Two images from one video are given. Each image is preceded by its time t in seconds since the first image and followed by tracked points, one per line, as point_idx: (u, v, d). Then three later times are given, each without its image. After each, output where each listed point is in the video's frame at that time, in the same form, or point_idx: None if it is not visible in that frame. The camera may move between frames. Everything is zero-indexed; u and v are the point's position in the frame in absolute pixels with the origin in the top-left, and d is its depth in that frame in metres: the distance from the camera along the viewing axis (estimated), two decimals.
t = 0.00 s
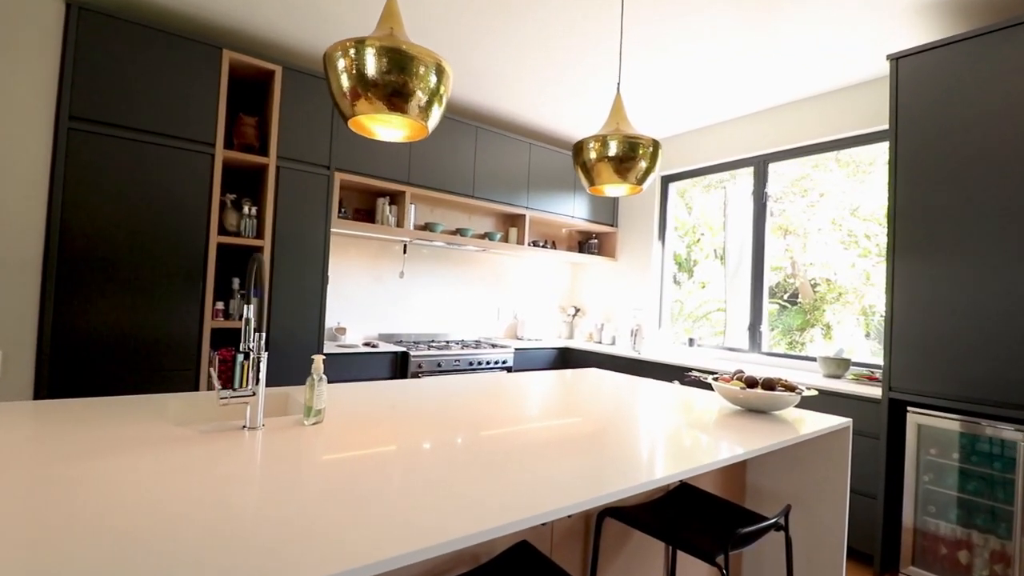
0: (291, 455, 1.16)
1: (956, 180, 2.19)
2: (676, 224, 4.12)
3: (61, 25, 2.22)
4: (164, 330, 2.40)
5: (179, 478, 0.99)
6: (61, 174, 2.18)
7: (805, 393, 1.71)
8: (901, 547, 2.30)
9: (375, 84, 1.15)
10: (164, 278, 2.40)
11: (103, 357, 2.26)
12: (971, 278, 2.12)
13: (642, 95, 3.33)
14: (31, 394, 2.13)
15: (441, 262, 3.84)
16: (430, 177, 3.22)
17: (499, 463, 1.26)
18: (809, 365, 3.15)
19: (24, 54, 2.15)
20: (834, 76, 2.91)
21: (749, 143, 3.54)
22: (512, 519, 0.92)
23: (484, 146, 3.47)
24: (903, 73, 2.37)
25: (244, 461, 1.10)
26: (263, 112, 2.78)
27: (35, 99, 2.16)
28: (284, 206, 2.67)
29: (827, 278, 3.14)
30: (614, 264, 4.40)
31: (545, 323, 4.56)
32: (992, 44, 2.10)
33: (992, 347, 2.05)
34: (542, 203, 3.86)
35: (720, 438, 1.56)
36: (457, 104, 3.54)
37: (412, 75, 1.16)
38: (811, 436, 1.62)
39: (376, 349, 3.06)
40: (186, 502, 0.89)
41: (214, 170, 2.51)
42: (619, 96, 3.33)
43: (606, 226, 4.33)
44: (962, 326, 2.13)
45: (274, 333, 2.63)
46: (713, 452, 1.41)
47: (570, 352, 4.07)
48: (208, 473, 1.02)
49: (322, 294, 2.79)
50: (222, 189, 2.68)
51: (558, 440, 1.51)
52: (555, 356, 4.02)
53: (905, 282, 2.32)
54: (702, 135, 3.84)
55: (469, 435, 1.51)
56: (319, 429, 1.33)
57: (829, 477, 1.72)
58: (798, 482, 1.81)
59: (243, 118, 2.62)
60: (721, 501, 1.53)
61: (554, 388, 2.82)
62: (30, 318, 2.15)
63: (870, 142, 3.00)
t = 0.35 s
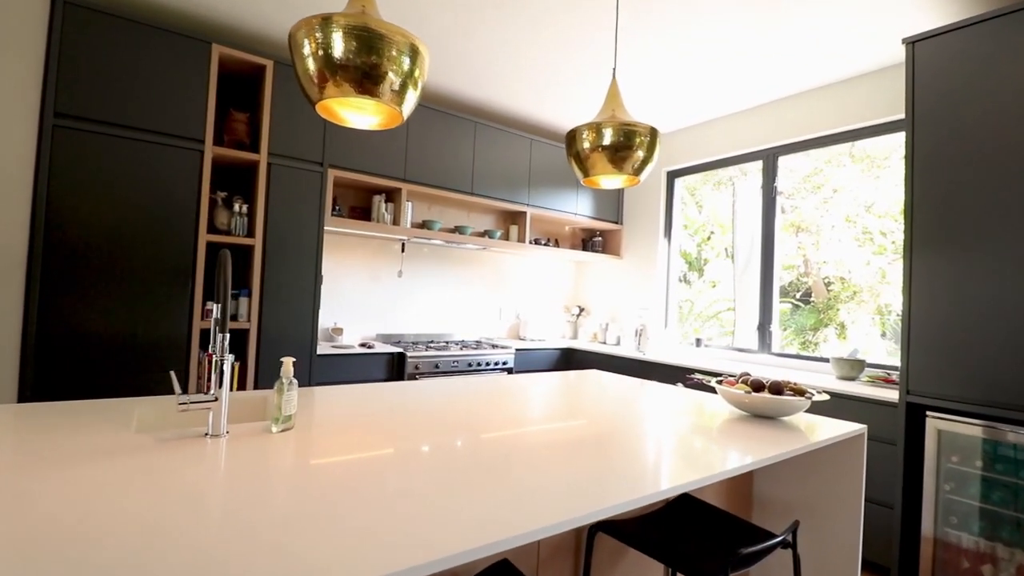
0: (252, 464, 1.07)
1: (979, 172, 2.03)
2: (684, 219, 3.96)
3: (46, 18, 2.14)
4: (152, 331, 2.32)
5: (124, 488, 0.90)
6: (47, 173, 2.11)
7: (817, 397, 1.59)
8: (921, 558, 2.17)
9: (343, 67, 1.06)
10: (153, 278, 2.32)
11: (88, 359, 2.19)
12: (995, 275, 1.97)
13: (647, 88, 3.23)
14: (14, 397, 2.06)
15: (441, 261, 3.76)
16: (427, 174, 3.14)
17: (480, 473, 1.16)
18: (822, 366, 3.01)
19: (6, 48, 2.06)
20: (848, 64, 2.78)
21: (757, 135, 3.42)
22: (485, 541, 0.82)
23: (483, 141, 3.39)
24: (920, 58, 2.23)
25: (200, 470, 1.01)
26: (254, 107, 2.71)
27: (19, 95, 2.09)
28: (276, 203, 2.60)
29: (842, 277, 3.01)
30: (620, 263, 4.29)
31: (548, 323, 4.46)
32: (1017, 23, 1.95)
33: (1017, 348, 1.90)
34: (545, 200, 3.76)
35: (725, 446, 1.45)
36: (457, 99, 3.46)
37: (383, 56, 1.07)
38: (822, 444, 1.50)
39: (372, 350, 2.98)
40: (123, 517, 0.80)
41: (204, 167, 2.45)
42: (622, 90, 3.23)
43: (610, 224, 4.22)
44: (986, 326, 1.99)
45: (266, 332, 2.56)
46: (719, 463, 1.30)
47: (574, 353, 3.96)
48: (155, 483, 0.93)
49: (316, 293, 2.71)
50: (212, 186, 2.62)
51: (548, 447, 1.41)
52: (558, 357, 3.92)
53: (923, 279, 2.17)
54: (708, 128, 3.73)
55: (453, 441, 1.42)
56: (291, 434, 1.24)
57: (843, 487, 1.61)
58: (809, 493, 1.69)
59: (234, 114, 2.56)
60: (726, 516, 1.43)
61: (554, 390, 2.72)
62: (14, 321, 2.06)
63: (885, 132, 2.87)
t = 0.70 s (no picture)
0: (205, 480, 0.99)
1: (1004, 159, 1.89)
2: (695, 216, 3.82)
3: (28, 14, 2.09)
4: (140, 336, 2.26)
5: (59, 508, 0.82)
6: (30, 175, 2.05)
7: (830, 405, 1.47)
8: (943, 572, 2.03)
9: (297, 50, 0.97)
10: (141, 283, 2.27)
11: (75, 364, 2.14)
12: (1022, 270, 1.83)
13: (650, 79, 3.11)
14: None
15: (441, 261, 3.68)
16: (424, 172, 3.06)
17: (455, 490, 1.06)
18: (837, 367, 2.87)
19: None
20: (861, 48, 2.63)
21: (766, 126, 3.28)
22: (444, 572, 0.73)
23: (482, 137, 3.30)
24: (938, 38, 2.09)
25: (148, 486, 0.93)
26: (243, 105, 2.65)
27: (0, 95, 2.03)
28: (266, 203, 2.54)
29: (859, 273, 2.86)
30: (626, 261, 4.18)
31: (553, 324, 4.36)
32: None
33: None
34: (547, 197, 3.67)
35: (726, 458, 1.34)
36: (454, 94, 3.37)
37: (343, 38, 0.99)
38: (835, 455, 1.39)
39: (367, 353, 2.91)
40: (45, 542, 0.72)
41: (192, 167, 2.39)
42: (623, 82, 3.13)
43: (615, 221, 4.11)
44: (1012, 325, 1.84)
45: (258, 335, 2.50)
46: (721, 477, 1.19)
47: (579, 354, 3.86)
48: (90, 504, 0.85)
49: (309, 295, 2.65)
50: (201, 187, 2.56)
51: (534, 460, 1.31)
52: (561, 358, 3.82)
53: (943, 275, 2.03)
54: (716, 120, 3.59)
55: (432, 453, 1.32)
56: (257, 444, 1.16)
57: (856, 501, 1.50)
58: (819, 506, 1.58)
59: (223, 113, 2.51)
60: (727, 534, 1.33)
61: (553, 393, 2.62)
62: None
63: (901, 120, 2.72)
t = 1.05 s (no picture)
0: (150, 497, 0.92)
1: None
2: (707, 214, 3.65)
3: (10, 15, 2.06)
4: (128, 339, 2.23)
5: None
6: (13, 177, 2.02)
7: (834, 413, 1.36)
8: None
9: (243, 35, 0.91)
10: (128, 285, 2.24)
11: (62, 369, 2.11)
12: None
13: (651, 71, 2.99)
14: None
15: (440, 261, 3.61)
16: (418, 170, 2.99)
17: (418, 508, 0.98)
18: (850, 368, 2.73)
19: None
20: (874, 32, 2.49)
21: (774, 117, 3.16)
22: None
23: (479, 134, 3.22)
24: (955, 17, 1.95)
25: (85, 505, 0.87)
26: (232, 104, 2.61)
27: None
28: (255, 203, 2.49)
29: (875, 270, 2.71)
30: (631, 259, 4.07)
31: (556, 324, 4.27)
32: None
33: None
34: (547, 194, 3.57)
35: (720, 470, 1.24)
36: (451, 90, 3.29)
37: (292, 20, 0.91)
38: (839, 468, 1.28)
39: (362, 355, 2.84)
40: None
41: (179, 168, 2.35)
42: (623, 75, 3.02)
43: (619, 218, 4.00)
44: None
45: (247, 338, 2.45)
46: (712, 493, 1.09)
47: (582, 355, 3.76)
48: (17, 526, 0.79)
49: (300, 296, 2.60)
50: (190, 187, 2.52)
51: (513, 472, 1.23)
52: (564, 359, 3.72)
53: (962, 271, 1.90)
54: (722, 112, 3.47)
55: (405, 465, 1.24)
56: (215, 456, 1.10)
57: (863, 515, 1.39)
58: (824, 519, 1.48)
59: (211, 112, 2.47)
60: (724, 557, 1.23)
61: (551, 395, 2.54)
62: None
63: (919, 108, 2.57)
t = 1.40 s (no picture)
0: (87, 510, 0.86)
1: None
2: (717, 212, 3.50)
3: None
4: (113, 340, 2.17)
5: None
6: None
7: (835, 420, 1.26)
8: None
9: (185, 14, 0.84)
10: (113, 284, 2.19)
11: (46, 371, 2.06)
12: None
13: (650, 63, 2.90)
14: None
15: (437, 259, 3.55)
16: (411, 166, 2.92)
17: (378, 521, 0.91)
18: (859, 369, 2.62)
19: None
20: (882, 17, 2.38)
21: (778, 109, 3.05)
22: None
23: (475, 129, 3.15)
24: None
25: (16, 517, 0.81)
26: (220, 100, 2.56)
27: None
28: (242, 201, 2.44)
29: (887, 267, 2.59)
30: (633, 257, 3.98)
31: (557, 323, 4.18)
32: None
33: None
34: (545, 191, 3.49)
35: (711, 479, 1.16)
36: (446, 85, 3.22)
37: None
38: (841, 478, 1.18)
39: (354, 356, 2.78)
40: None
41: (164, 165, 2.30)
42: (621, 68, 2.93)
43: (620, 215, 3.91)
44: None
45: (235, 339, 2.41)
46: (699, 505, 1.01)
47: (582, 355, 3.68)
48: None
49: (289, 295, 2.54)
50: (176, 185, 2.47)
51: (488, 479, 1.15)
52: (563, 360, 3.64)
53: (976, 267, 1.79)
54: (725, 104, 3.36)
55: (375, 471, 1.17)
56: (171, 463, 1.04)
57: (869, 528, 1.30)
58: (826, 531, 1.39)
59: (197, 108, 2.43)
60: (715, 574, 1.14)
61: (546, 397, 2.46)
62: None
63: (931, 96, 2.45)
